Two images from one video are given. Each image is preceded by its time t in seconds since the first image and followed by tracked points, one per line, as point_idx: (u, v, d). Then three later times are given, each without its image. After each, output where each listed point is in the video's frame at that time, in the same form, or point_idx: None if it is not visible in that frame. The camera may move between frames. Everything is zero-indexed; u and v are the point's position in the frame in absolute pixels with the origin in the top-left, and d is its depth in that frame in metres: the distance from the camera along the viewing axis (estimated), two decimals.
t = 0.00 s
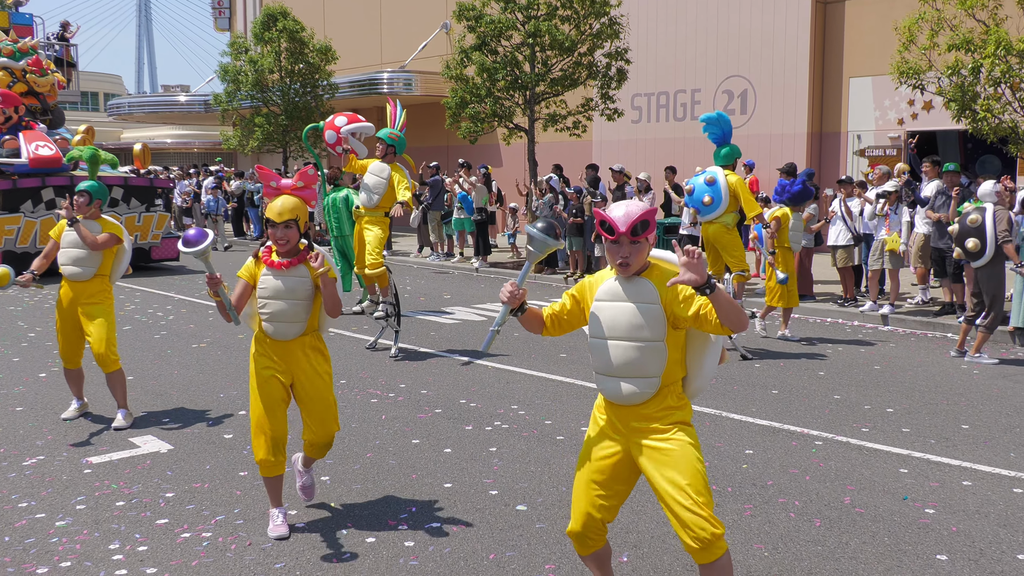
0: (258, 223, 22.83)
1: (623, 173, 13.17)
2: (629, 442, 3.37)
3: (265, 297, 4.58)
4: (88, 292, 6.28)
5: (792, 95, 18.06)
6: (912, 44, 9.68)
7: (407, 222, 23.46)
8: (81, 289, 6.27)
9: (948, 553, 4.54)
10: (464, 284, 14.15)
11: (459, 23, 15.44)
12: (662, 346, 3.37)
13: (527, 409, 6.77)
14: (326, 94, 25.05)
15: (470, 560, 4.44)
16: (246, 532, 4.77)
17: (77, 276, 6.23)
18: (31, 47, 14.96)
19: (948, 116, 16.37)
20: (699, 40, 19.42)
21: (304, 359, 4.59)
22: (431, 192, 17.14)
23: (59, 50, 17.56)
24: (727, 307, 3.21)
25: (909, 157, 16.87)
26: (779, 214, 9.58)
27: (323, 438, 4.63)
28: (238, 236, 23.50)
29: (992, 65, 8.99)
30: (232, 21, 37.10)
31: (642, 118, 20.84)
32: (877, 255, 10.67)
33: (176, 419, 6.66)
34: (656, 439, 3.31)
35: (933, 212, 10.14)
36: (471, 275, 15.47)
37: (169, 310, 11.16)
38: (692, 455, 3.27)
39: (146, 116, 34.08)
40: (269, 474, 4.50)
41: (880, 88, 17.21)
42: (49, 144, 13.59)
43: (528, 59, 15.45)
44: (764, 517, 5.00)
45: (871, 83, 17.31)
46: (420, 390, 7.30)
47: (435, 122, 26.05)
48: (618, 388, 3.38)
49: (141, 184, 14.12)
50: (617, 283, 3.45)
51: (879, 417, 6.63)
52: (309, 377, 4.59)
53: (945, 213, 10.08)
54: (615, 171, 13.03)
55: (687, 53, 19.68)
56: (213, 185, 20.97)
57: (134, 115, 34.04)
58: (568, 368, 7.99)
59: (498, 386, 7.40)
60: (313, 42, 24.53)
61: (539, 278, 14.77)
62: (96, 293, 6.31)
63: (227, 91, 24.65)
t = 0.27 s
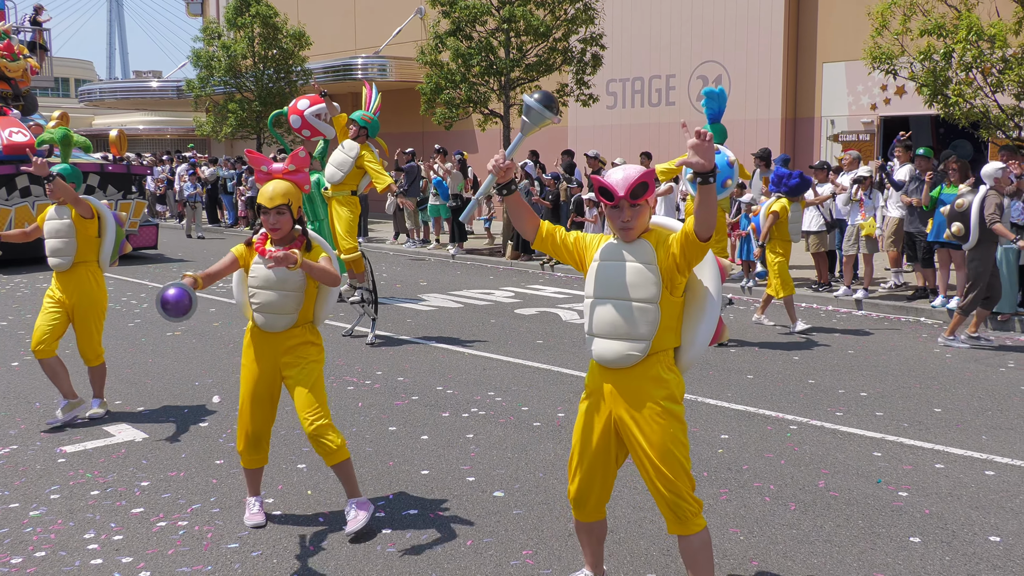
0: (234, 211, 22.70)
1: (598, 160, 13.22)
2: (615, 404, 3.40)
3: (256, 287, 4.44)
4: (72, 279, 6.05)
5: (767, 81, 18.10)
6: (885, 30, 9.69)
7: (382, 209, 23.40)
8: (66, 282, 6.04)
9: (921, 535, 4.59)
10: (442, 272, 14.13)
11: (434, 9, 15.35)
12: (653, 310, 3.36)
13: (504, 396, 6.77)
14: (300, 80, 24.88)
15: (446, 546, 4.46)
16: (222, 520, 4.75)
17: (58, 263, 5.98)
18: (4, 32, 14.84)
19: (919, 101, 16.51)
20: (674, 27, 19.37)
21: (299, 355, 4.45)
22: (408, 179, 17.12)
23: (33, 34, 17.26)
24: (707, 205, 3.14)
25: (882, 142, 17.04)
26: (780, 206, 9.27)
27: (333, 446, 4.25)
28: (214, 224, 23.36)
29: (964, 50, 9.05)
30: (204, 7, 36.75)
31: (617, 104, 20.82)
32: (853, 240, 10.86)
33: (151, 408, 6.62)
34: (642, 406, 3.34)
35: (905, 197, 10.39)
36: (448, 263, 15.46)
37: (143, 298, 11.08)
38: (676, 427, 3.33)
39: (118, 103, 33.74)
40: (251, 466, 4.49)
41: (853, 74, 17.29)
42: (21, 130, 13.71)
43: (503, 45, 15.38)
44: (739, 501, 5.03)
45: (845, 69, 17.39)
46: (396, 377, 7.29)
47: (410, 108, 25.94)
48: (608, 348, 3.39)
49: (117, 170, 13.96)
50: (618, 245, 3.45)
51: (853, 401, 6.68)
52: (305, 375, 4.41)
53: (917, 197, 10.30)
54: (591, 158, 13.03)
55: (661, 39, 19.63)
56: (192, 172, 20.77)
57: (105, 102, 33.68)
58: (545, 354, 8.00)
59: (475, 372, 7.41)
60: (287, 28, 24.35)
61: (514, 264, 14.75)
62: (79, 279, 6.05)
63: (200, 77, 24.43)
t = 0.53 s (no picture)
0: (220, 208, 22.64)
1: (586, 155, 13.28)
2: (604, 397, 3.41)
3: (275, 292, 4.31)
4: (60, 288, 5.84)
5: (754, 76, 18.11)
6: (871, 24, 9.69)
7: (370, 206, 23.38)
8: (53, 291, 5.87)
9: (909, 528, 4.60)
10: (432, 268, 14.11)
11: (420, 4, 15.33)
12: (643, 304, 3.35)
13: (493, 391, 6.77)
14: (287, 76, 24.82)
15: (436, 542, 4.46)
16: (211, 517, 4.74)
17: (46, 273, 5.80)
18: None
19: (906, 95, 16.50)
20: (661, 22, 19.35)
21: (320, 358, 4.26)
22: (395, 175, 17.07)
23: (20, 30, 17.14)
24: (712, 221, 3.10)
25: (869, 136, 17.05)
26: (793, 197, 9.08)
27: (354, 460, 4.22)
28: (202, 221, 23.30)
29: (949, 44, 9.08)
30: (190, 3, 36.61)
31: (604, 99, 20.80)
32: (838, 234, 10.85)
33: (138, 405, 6.59)
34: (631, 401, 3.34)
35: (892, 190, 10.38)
36: (437, 259, 15.45)
37: (130, 295, 11.05)
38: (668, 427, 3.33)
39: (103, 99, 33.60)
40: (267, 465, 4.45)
41: (839, 68, 17.30)
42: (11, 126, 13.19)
43: (490, 40, 15.36)
44: (728, 495, 5.04)
45: (831, 64, 17.42)
46: (384, 373, 7.29)
47: (397, 104, 25.90)
48: (595, 341, 3.38)
49: (107, 168, 13.85)
50: (612, 236, 3.44)
51: (841, 395, 6.71)
52: (323, 382, 4.23)
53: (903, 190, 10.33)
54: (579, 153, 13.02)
55: (649, 34, 19.62)
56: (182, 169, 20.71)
57: (91, 98, 33.53)
58: (533, 349, 8.00)
59: (463, 368, 7.41)
60: (273, 24, 24.28)
61: (503, 260, 14.73)
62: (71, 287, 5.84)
63: (186, 73, 24.35)
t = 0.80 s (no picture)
0: (216, 208, 22.61)
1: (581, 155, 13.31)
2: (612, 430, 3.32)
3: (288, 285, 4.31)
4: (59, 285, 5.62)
5: (748, 75, 18.12)
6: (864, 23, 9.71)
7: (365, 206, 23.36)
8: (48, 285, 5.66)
9: (903, 527, 4.61)
10: (427, 267, 14.12)
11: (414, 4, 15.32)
12: (654, 342, 3.25)
13: (487, 391, 6.78)
14: (281, 76, 24.82)
15: (431, 542, 4.46)
16: (205, 518, 4.74)
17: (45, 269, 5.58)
18: None
19: (899, 94, 16.54)
20: (656, 21, 19.37)
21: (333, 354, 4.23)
22: (390, 175, 17.06)
23: (16, 29, 17.10)
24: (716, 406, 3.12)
25: (863, 135, 17.09)
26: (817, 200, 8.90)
27: (363, 459, 4.26)
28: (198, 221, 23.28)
29: (942, 43, 9.10)
30: (183, 2, 36.55)
31: (598, 99, 20.81)
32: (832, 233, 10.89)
33: (133, 406, 6.59)
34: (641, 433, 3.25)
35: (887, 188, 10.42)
36: (432, 258, 15.44)
37: (124, 296, 11.04)
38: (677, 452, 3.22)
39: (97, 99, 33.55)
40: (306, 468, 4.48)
41: (833, 67, 17.33)
42: (9, 128, 13.20)
43: (484, 40, 15.36)
44: (723, 494, 5.05)
45: (825, 62, 17.44)
46: (379, 373, 7.29)
47: (391, 104, 25.90)
48: (606, 380, 3.30)
49: (106, 168, 13.87)
50: (613, 272, 3.30)
51: (836, 394, 6.72)
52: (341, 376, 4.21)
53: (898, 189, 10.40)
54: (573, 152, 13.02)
55: (643, 33, 19.63)
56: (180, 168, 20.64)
57: (84, 99, 33.48)
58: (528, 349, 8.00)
59: (457, 368, 7.41)
60: (267, 24, 24.26)
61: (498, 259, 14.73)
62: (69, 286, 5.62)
63: (181, 73, 24.33)
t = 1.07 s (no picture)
0: (213, 208, 22.60)
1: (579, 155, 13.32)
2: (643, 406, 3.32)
3: (294, 285, 4.34)
4: (64, 287, 5.58)
5: (745, 75, 18.13)
6: (862, 23, 9.72)
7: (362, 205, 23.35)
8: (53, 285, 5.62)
9: (901, 527, 4.61)
10: (426, 267, 14.12)
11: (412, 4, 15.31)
12: (689, 307, 3.28)
13: (485, 391, 6.78)
14: (279, 76, 24.80)
15: (430, 542, 4.46)
16: (203, 518, 4.74)
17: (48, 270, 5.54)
18: None
19: (897, 95, 16.58)
20: (654, 22, 19.38)
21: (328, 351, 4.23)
22: (388, 175, 17.08)
23: (18, 27, 17.08)
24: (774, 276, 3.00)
25: (861, 135, 17.13)
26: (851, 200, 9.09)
27: (361, 459, 4.23)
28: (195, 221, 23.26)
29: (940, 44, 9.11)
30: (182, 2, 36.52)
31: (596, 99, 20.81)
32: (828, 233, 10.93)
33: (130, 406, 6.58)
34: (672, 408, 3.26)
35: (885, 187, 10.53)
36: (430, 259, 15.45)
37: (122, 296, 11.03)
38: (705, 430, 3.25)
39: (95, 99, 33.53)
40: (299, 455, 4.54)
41: (831, 68, 17.35)
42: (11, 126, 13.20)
43: (482, 40, 15.36)
44: (721, 494, 5.05)
45: (823, 63, 17.45)
46: (378, 373, 7.28)
47: (389, 104, 25.89)
48: (639, 352, 3.29)
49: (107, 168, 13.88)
50: (641, 239, 3.33)
51: (833, 394, 6.72)
52: (338, 381, 4.21)
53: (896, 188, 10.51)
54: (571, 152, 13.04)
55: (642, 33, 19.63)
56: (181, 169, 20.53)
57: (82, 98, 33.46)
58: (526, 349, 8.00)
59: (456, 368, 7.42)
60: (265, 24, 24.24)
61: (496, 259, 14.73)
62: (74, 288, 5.60)
63: (178, 73, 24.32)
